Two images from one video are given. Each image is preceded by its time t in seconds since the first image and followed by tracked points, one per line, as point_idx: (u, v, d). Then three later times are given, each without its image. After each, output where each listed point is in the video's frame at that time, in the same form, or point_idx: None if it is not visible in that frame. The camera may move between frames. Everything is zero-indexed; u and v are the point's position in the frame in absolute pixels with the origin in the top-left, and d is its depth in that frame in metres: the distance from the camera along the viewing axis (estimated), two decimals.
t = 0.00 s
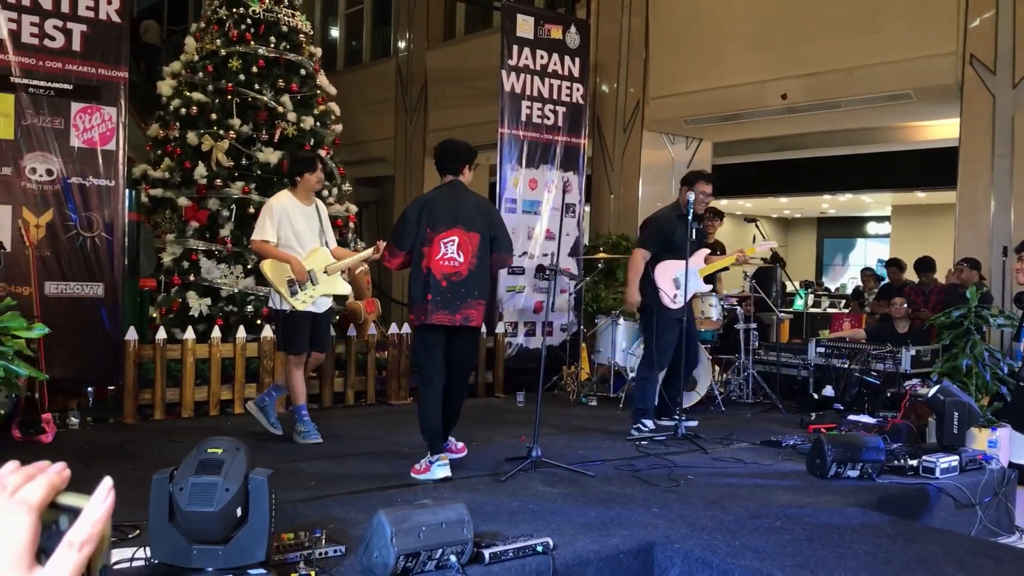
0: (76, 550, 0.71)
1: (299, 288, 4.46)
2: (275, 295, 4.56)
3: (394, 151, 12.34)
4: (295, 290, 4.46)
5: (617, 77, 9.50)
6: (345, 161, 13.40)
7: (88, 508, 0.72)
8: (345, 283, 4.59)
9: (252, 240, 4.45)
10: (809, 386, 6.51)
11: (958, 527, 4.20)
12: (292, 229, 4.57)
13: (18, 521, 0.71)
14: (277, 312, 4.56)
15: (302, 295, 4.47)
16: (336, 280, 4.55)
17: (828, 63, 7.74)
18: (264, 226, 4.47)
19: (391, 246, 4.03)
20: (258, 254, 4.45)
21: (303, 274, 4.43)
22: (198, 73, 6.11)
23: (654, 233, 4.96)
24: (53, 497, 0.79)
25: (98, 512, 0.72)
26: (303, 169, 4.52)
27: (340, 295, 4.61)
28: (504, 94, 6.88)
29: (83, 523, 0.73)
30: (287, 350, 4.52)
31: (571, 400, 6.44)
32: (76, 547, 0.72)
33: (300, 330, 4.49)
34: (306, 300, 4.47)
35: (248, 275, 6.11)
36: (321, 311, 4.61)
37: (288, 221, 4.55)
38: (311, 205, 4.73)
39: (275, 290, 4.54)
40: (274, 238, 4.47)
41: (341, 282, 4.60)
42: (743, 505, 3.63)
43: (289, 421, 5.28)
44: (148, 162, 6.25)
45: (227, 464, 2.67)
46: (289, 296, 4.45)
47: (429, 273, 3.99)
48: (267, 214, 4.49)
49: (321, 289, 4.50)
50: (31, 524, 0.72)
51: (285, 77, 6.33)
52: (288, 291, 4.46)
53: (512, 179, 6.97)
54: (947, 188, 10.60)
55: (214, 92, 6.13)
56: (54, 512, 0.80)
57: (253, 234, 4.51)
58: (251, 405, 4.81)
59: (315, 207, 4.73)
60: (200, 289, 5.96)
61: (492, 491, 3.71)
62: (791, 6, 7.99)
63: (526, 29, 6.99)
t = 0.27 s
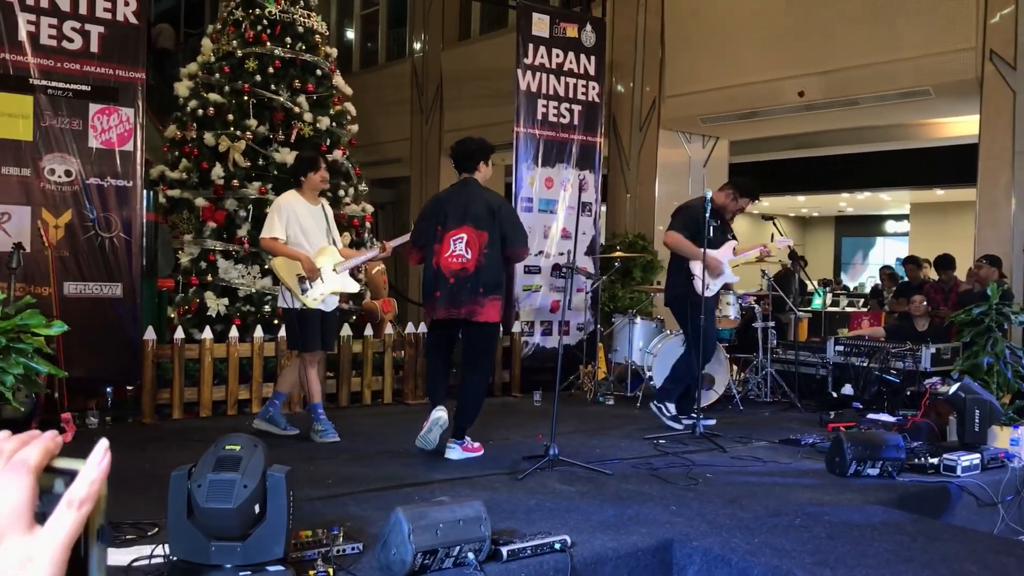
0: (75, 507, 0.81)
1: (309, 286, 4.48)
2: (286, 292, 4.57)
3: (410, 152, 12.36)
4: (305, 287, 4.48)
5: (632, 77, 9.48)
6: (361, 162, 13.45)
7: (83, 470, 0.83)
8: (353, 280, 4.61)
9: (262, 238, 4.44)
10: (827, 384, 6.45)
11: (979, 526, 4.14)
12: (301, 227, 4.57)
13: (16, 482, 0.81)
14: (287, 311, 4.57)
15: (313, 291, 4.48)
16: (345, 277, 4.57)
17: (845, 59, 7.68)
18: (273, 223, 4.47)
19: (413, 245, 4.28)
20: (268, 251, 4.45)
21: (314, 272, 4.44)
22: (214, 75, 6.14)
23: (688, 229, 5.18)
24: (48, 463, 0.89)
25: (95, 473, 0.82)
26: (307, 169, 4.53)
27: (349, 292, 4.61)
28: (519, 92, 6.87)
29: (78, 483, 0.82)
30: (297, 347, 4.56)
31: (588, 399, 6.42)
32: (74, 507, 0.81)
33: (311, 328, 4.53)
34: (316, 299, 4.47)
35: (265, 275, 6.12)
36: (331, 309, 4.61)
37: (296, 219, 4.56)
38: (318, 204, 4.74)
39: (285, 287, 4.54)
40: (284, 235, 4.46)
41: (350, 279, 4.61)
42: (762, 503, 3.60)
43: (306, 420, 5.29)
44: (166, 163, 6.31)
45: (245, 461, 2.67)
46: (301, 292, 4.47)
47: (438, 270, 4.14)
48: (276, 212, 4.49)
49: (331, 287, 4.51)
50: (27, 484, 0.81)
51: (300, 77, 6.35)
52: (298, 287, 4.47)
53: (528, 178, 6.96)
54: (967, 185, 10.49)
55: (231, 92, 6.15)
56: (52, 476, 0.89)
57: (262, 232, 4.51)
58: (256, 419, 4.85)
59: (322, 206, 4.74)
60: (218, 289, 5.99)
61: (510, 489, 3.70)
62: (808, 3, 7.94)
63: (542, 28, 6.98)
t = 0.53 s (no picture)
0: (54, 482, 0.96)
1: (301, 287, 4.49)
2: (277, 293, 4.58)
3: (415, 154, 12.37)
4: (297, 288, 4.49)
5: (637, 76, 9.47)
6: (367, 164, 13.46)
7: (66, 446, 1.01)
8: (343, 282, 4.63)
9: (255, 237, 4.45)
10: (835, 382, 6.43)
11: (989, 522, 4.12)
12: (294, 228, 4.57)
13: None
14: (278, 312, 4.58)
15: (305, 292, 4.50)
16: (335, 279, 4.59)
17: (850, 56, 7.65)
18: (267, 223, 4.48)
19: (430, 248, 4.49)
20: (261, 251, 4.46)
21: (306, 273, 4.47)
22: (219, 78, 6.16)
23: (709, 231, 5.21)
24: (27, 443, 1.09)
25: (73, 450, 0.98)
26: (302, 170, 4.52)
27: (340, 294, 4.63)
28: (524, 93, 6.87)
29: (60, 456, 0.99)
30: (291, 349, 4.56)
31: (595, 399, 6.41)
32: (52, 481, 0.97)
33: (306, 329, 4.53)
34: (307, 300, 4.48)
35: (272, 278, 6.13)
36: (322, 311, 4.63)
37: (290, 220, 4.57)
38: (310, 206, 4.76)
39: (278, 287, 4.55)
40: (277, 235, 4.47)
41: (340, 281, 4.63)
42: (771, 501, 3.58)
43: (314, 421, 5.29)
44: (172, 167, 6.30)
45: (251, 462, 2.67)
46: (292, 293, 4.48)
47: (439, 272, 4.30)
48: (269, 212, 4.51)
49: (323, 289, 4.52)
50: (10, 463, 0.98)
51: (305, 79, 6.36)
52: (291, 288, 4.48)
53: (534, 178, 6.96)
54: (974, 181, 10.45)
55: (236, 95, 6.15)
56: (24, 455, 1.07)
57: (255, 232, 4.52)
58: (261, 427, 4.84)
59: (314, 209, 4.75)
60: (225, 292, 6.00)
61: (517, 489, 3.69)
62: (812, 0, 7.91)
63: (546, 28, 6.97)
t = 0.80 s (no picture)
0: None
1: (287, 285, 4.48)
2: (260, 291, 4.57)
3: (411, 155, 12.36)
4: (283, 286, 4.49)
5: (632, 76, 9.47)
6: (363, 166, 13.46)
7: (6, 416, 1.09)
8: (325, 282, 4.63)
9: (241, 233, 4.42)
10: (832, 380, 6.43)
11: (987, 518, 4.11)
12: (280, 226, 4.56)
13: None
14: (263, 309, 4.57)
15: (290, 291, 4.49)
16: (319, 279, 4.59)
17: (845, 54, 7.65)
18: (253, 220, 4.45)
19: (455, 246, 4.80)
20: (246, 248, 4.43)
21: (292, 271, 4.46)
22: (213, 80, 6.15)
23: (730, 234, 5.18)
24: None
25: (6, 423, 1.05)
26: (289, 170, 4.50)
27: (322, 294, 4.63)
28: (519, 93, 6.86)
29: None
30: (276, 348, 4.57)
31: (592, 398, 6.40)
32: None
33: (290, 328, 4.55)
34: (292, 298, 4.49)
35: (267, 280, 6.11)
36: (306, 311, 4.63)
37: (276, 218, 4.55)
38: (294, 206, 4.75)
39: (263, 284, 4.53)
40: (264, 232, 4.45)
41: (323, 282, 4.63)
42: (768, 499, 3.58)
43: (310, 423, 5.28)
44: (167, 169, 6.30)
45: (245, 463, 2.66)
46: (278, 291, 4.47)
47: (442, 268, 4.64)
48: (257, 209, 4.48)
49: (307, 288, 4.52)
50: None
51: (299, 80, 6.34)
52: (277, 285, 4.46)
53: (529, 178, 6.95)
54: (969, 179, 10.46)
55: (229, 97, 6.12)
56: None
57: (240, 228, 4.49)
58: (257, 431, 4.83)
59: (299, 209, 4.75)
60: (220, 294, 5.99)
61: (514, 489, 3.68)
62: None
63: (540, 27, 6.96)
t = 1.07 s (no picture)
0: None
1: (274, 284, 4.47)
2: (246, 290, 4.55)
3: (401, 155, 12.33)
4: (269, 286, 4.48)
5: (622, 76, 9.47)
6: (353, 166, 13.43)
7: None
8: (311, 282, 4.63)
9: (227, 232, 4.40)
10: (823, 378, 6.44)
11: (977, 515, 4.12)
12: (266, 225, 4.54)
13: None
14: (247, 309, 4.53)
15: (276, 290, 4.48)
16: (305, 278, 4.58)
17: (834, 52, 7.66)
18: (238, 218, 4.43)
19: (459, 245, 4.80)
20: (232, 246, 4.41)
21: (279, 270, 4.45)
22: (201, 79, 6.13)
23: (743, 240, 5.25)
24: None
25: None
26: (272, 169, 4.51)
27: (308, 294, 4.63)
28: (509, 92, 6.85)
29: None
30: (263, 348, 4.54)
31: (583, 397, 6.39)
32: None
33: (273, 328, 4.51)
34: (278, 298, 4.48)
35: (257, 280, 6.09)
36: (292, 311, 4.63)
37: (262, 216, 4.53)
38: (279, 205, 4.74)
39: (248, 285, 4.50)
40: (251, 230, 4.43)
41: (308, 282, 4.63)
42: (759, 497, 3.57)
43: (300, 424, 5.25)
44: (155, 170, 6.26)
45: (232, 464, 2.64)
46: (264, 291, 4.46)
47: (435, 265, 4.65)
48: (243, 207, 4.46)
49: (293, 288, 4.52)
50: None
51: (288, 80, 6.32)
52: (262, 285, 4.45)
53: (520, 177, 6.94)
54: (958, 177, 10.50)
55: (218, 96, 6.09)
56: None
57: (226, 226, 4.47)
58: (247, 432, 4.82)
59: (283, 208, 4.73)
60: (209, 295, 5.96)
61: (505, 489, 3.66)
62: None
63: (530, 26, 6.95)
